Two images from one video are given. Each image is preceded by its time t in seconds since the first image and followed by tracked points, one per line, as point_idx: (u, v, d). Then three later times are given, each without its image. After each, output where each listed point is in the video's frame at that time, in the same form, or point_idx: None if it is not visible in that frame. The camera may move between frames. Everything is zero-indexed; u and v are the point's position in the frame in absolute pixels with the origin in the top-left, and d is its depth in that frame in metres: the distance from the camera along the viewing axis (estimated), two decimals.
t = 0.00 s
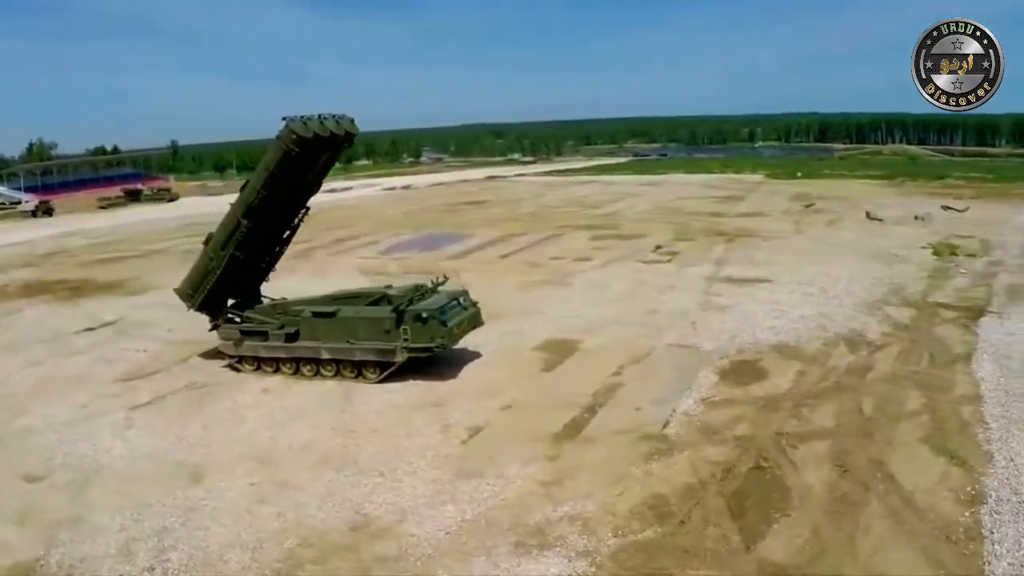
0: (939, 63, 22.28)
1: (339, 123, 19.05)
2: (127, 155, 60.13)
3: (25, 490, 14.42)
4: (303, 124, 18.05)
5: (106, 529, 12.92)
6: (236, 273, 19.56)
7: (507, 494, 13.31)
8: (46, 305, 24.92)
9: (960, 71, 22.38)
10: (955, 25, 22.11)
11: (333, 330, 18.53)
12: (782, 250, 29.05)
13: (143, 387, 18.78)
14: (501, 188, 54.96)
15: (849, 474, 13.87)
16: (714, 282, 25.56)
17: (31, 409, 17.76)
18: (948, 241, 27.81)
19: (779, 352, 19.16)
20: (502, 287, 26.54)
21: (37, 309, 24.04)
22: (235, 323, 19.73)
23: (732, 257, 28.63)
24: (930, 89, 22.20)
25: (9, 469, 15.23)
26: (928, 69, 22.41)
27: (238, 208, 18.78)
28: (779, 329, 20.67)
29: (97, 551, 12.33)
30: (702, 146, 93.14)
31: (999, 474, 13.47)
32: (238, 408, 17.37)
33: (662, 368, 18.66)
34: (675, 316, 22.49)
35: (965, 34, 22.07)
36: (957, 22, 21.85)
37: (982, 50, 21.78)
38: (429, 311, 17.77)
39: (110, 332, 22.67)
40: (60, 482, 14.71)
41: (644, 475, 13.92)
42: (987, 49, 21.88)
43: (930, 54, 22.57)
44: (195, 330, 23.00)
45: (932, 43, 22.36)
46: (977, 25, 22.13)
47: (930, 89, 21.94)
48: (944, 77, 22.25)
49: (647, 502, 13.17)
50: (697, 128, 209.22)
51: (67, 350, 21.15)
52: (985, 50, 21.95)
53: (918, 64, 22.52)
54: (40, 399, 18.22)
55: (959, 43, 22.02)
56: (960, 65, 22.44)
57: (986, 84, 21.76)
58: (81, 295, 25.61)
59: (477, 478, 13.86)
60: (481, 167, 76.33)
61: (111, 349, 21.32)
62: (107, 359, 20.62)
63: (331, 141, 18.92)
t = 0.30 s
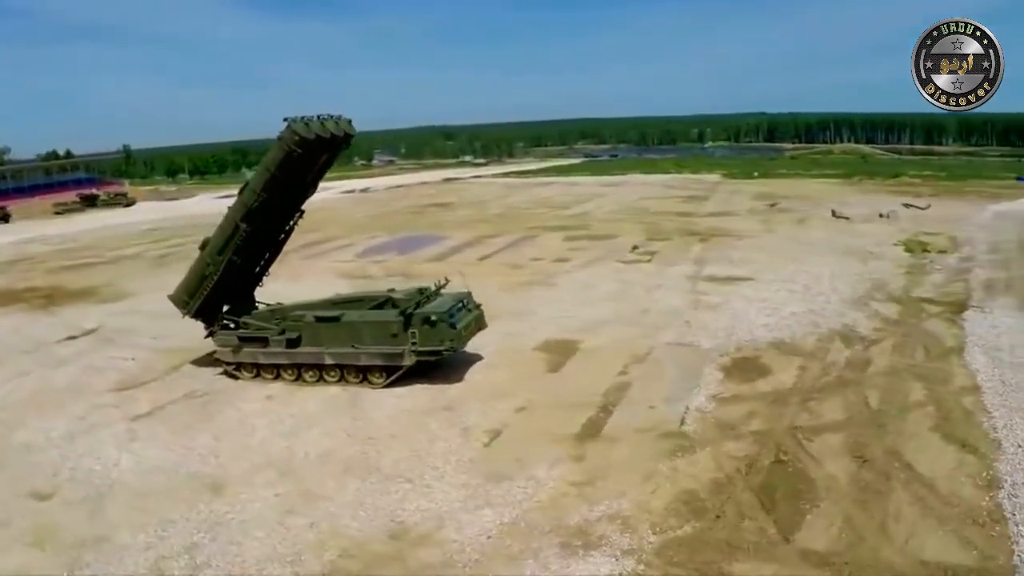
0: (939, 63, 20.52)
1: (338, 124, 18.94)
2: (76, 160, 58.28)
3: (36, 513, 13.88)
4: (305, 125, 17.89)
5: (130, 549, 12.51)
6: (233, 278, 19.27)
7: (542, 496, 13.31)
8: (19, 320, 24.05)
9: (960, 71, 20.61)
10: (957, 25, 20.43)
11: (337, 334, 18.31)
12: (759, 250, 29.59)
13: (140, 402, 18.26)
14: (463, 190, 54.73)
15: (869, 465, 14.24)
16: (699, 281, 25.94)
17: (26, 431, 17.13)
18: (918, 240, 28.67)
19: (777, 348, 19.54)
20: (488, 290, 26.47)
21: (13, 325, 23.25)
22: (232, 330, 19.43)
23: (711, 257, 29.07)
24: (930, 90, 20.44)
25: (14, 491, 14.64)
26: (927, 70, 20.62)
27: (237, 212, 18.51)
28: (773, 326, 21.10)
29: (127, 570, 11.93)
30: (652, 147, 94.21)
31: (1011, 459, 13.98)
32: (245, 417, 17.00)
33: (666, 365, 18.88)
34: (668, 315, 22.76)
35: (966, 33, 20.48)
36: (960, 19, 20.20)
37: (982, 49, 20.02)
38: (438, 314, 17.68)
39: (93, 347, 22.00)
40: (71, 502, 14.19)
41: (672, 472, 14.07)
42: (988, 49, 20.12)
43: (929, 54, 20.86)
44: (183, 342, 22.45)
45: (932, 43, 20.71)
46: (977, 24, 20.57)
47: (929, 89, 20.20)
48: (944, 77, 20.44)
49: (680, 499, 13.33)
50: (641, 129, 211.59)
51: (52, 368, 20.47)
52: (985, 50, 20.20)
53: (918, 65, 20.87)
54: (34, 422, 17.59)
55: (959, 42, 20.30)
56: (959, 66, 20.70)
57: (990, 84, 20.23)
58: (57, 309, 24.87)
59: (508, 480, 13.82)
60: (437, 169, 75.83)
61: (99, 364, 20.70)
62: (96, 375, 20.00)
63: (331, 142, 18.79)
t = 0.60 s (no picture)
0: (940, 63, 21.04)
1: (343, 124, 18.76)
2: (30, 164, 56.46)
3: (57, 530, 13.44)
4: (313, 124, 17.68)
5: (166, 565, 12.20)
6: (237, 283, 18.97)
7: (580, 497, 13.37)
8: None
9: (960, 71, 21.16)
10: (956, 25, 20.89)
11: (347, 338, 18.14)
12: (741, 251, 30.12)
13: (145, 414, 17.83)
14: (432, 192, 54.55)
15: (890, 456, 14.64)
16: (688, 280, 26.32)
17: (28, 446, 16.55)
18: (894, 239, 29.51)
19: (779, 344, 19.93)
20: (480, 292, 26.44)
21: None
22: (236, 336, 19.12)
23: (695, 258, 29.51)
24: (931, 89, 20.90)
25: (28, 510, 14.15)
26: (928, 70, 21.03)
27: (242, 214, 18.22)
28: (770, 323, 21.51)
29: None
30: (609, 148, 95.11)
31: None
32: (260, 426, 16.72)
33: (674, 364, 19.13)
34: (665, 314, 23.04)
35: (966, 34, 20.89)
36: (959, 21, 20.61)
37: (984, 50, 20.59)
38: (452, 317, 17.65)
39: (83, 358, 21.37)
40: (92, 518, 13.78)
41: (703, 470, 14.29)
42: (988, 49, 20.70)
43: (929, 54, 21.29)
44: (176, 352, 21.95)
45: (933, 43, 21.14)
46: (975, 24, 20.99)
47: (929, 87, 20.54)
48: (944, 77, 20.99)
49: (715, 497, 13.54)
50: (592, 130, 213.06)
51: (44, 382, 19.84)
52: (986, 50, 20.78)
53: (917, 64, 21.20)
54: (35, 437, 17.03)
55: (960, 42, 20.75)
56: (959, 66, 21.22)
57: (988, 84, 20.66)
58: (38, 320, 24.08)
59: (543, 482, 13.86)
60: (399, 171, 75.31)
61: (93, 377, 20.13)
62: (92, 388, 19.44)
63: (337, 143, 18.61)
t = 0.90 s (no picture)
0: (940, 63, 22.07)
1: (351, 125, 18.58)
2: None
3: (84, 542, 13.09)
4: (324, 125, 17.49)
5: None
6: (243, 288, 18.68)
7: (617, 497, 13.49)
8: None
9: (960, 71, 22.23)
10: (955, 25, 21.86)
11: (360, 343, 18.01)
12: (726, 251, 30.60)
13: (154, 423, 17.43)
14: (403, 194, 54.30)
15: (909, 448, 15.00)
16: (680, 280, 26.67)
17: (36, 458, 16.07)
18: (873, 238, 30.31)
19: (782, 340, 20.32)
20: (475, 294, 26.43)
21: None
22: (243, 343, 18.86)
23: (682, 258, 29.91)
24: (932, 89, 21.88)
25: (48, 524, 13.75)
26: (928, 69, 22.06)
27: (251, 217, 17.94)
28: (769, 319, 21.93)
29: None
30: (572, 149, 95.80)
31: None
32: (277, 433, 16.48)
33: (682, 362, 19.38)
34: (663, 313, 23.32)
35: (966, 34, 21.89)
36: (959, 21, 21.63)
37: (984, 50, 21.60)
38: (468, 319, 17.65)
39: (77, 367, 20.82)
40: (119, 529, 13.45)
41: (731, 467, 14.51)
42: (987, 49, 21.74)
43: (929, 54, 22.28)
44: (173, 358, 21.49)
45: (932, 44, 22.09)
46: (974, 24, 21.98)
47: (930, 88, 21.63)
48: (945, 77, 22.06)
49: (748, 493, 13.76)
50: (549, 131, 213.91)
51: (41, 392, 19.30)
52: (985, 50, 21.82)
53: (918, 64, 22.21)
54: (41, 449, 16.54)
55: (960, 42, 21.75)
56: (959, 66, 22.28)
57: (987, 84, 21.65)
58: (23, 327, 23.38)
59: (577, 483, 13.92)
60: (365, 172, 74.73)
61: (92, 387, 19.62)
62: (93, 398, 18.96)
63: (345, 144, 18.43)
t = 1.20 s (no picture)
0: (939, 63, 21.44)
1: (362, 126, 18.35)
2: None
3: (115, 556, 12.71)
4: (338, 125, 17.25)
5: None
6: (252, 292, 18.36)
7: (655, 494, 13.64)
8: None
9: (960, 72, 21.55)
10: (957, 26, 21.32)
11: (375, 346, 17.84)
12: (709, 251, 31.02)
13: (165, 432, 17.02)
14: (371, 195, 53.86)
15: (926, 438, 15.31)
16: (670, 279, 27.02)
17: (47, 472, 15.56)
18: (850, 235, 31.09)
19: (783, 336, 20.73)
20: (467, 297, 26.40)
21: None
22: (251, 348, 18.52)
23: (667, 257, 30.29)
24: (931, 89, 21.27)
25: (75, 538, 13.36)
26: (928, 69, 21.39)
27: (261, 219, 17.64)
28: (767, 316, 22.34)
29: None
30: (530, 149, 96.11)
31: None
32: (296, 440, 16.21)
33: (690, 359, 19.65)
34: (661, 312, 23.59)
35: (966, 34, 21.34)
36: (960, 21, 21.05)
37: (983, 50, 21.03)
38: (485, 321, 17.65)
39: (73, 376, 20.23)
40: (150, 542, 13.09)
41: (759, 462, 14.72)
42: (988, 49, 21.11)
43: (930, 55, 21.68)
44: (170, 365, 20.99)
45: (933, 43, 21.50)
46: (975, 23, 21.47)
47: (930, 87, 20.95)
48: (945, 77, 21.37)
49: (780, 486, 13.98)
50: (502, 131, 214.12)
51: (39, 403, 18.71)
52: (985, 50, 21.18)
53: (918, 64, 21.61)
54: (51, 462, 16.03)
55: (960, 42, 21.17)
56: (959, 66, 21.63)
57: (987, 84, 21.02)
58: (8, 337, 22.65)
59: (613, 482, 13.99)
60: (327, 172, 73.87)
61: (91, 396, 19.08)
62: (96, 408, 18.44)
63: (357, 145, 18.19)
